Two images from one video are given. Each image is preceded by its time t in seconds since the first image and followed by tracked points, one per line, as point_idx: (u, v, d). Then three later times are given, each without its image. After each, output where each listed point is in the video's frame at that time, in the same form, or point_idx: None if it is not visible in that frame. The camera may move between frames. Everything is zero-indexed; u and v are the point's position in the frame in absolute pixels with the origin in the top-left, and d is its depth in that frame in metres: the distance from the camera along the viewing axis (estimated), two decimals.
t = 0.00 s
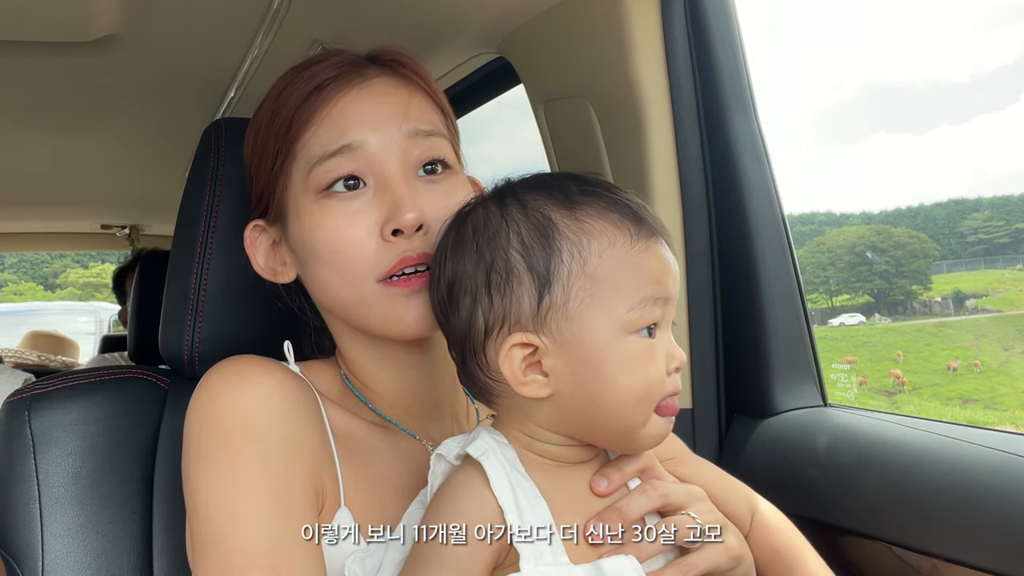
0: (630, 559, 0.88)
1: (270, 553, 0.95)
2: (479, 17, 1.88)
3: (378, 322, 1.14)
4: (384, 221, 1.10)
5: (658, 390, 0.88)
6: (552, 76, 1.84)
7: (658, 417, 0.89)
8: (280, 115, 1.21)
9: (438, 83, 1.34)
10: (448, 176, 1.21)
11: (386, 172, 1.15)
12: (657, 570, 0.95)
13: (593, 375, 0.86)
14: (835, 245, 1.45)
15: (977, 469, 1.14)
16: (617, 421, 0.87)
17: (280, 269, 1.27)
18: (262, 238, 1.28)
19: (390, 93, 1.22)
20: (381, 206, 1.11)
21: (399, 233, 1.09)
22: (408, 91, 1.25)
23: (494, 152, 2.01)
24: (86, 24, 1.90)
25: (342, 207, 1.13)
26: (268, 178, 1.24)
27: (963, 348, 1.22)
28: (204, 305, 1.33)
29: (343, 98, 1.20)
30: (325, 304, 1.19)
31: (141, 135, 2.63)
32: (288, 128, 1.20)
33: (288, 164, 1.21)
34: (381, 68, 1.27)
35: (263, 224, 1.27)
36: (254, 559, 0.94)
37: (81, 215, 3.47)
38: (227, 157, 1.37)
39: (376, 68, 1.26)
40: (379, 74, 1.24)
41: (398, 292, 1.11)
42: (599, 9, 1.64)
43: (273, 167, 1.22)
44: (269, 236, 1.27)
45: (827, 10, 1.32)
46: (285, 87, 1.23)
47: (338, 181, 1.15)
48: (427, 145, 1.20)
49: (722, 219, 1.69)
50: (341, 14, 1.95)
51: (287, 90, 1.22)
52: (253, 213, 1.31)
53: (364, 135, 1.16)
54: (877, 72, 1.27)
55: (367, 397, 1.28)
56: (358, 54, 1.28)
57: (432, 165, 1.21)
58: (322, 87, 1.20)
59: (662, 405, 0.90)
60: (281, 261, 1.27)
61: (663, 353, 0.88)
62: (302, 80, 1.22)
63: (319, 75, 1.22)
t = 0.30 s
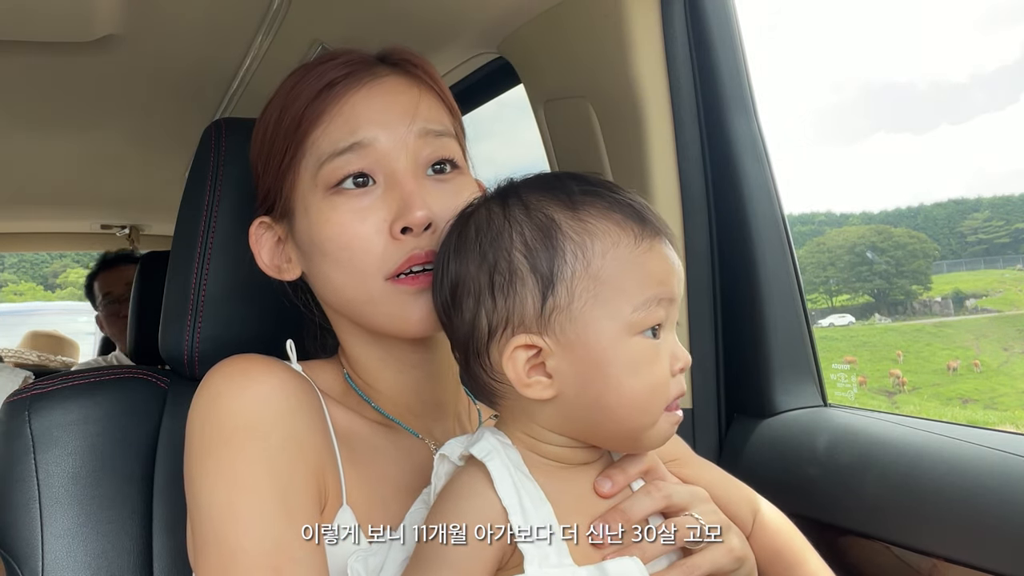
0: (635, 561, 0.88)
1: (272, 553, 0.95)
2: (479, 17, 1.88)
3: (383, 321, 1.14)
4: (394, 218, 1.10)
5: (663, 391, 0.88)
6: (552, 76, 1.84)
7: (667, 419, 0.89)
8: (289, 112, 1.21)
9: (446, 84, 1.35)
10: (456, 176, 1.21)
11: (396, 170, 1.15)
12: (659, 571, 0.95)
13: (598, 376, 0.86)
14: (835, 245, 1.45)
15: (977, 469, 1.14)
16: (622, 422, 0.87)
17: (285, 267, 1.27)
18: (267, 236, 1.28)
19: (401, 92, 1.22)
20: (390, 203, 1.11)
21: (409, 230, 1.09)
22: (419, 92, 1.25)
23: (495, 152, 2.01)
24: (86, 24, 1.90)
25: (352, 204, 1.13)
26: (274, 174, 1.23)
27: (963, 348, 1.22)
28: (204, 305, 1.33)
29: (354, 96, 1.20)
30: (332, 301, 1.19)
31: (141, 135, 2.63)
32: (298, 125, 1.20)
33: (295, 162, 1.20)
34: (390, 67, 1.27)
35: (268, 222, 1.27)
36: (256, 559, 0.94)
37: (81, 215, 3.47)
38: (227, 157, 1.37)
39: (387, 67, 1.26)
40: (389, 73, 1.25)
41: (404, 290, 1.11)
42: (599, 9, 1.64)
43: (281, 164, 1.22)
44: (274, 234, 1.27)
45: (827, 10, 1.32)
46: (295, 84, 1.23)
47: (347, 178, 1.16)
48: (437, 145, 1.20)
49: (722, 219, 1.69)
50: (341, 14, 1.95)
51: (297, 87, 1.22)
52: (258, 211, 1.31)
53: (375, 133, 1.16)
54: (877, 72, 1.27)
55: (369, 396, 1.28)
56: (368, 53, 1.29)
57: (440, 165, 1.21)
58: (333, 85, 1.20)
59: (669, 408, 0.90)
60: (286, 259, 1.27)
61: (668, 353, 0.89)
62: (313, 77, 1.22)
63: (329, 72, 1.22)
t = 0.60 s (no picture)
0: (636, 561, 0.88)
1: (272, 553, 0.95)
2: (478, 17, 1.87)
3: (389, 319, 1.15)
4: (399, 215, 1.10)
5: (668, 388, 0.88)
6: (552, 76, 1.84)
7: (674, 416, 0.90)
8: (293, 111, 1.21)
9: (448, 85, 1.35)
10: (458, 176, 1.22)
11: (401, 168, 1.15)
12: (660, 571, 0.95)
13: (604, 375, 0.87)
14: (835, 245, 1.45)
15: (977, 469, 1.14)
16: (627, 420, 0.88)
17: (287, 266, 1.27)
18: (269, 237, 1.28)
19: (405, 92, 1.23)
20: (395, 201, 1.11)
21: (414, 228, 1.10)
22: (422, 92, 1.25)
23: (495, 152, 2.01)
24: (86, 24, 1.90)
25: (356, 202, 1.13)
26: (277, 173, 1.23)
27: (963, 348, 1.23)
28: (204, 305, 1.33)
29: (359, 95, 1.20)
30: (336, 300, 1.19)
31: (141, 135, 2.63)
32: (302, 124, 1.19)
33: (300, 161, 1.20)
34: (393, 67, 1.27)
35: (271, 222, 1.27)
36: (256, 558, 0.94)
37: (80, 215, 3.47)
38: (228, 157, 1.37)
39: (391, 67, 1.26)
40: (393, 73, 1.25)
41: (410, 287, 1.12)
42: (599, 9, 1.64)
43: (285, 163, 1.22)
44: (277, 233, 1.27)
45: (827, 10, 1.32)
46: (298, 84, 1.23)
47: (351, 177, 1.16)
48: (440, 144, 1.21)
49: (722, 219, 1.69)
50: (341, 14, 1.95)
51: (301, 87, 1.22)
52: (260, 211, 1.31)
53: (380, 132, 1.16)
54: (877, 72, 1.27)
55: (370, 395, 1.28)
56: (371, 54, 1.29)
57: (443, 164, 1.21)
58: (337, 84, 1.20)
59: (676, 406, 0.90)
60: (288, 258, 1.27)
61: (672, 350, 0.89)
62: (317, 77, 1.22)
63: (333, 72, 1.22)
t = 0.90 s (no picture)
0: (634, 560, 0.88)
1: (272, 553, 0.95)
2: (478, 17, 1.87)
3: (392, 317, 1.15)
4: (399, 217, 1.11)
5: (664, 385, 0.88)
6: (552, 77, 1.84)
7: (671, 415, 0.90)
8: (293, 114, 1.21)
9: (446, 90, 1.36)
10: (458, 177, 1.22)
11: (402, 170, 1.15)
12: (659, 571, 0.95)
13: (599, 373, 0.87)
14: (835, 245, 1.45)
15: (977, 469, 1.14)
16: (624, 417, 0.88)
17: (285, 268, 1.27)
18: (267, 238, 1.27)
19: (405, 96, 1.23)
20: (396, 202, 1.12)
21: (414, 230, 1.10)
22: (421, 96, 1.26)
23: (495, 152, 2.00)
24: (86, 24, 1.89)
25: (358, 203, 1.13)
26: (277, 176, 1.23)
27: (963, 349, 1.23)
28: (204, 305, 1.33)
29: (359, 99, 1.20)
30: (336, 301, 1.19)
31: (141, 135, 2.63)
32: (302, 128, 1.19)
33: (300, 163, 1.20)
34: (391, 71, 1.27)
35: (269, 224, 1.27)
36: (256, 558, 0.94)
37: (80, 215, 3.47)
38: (227, 158, 1.37)
39: (390, 71, 1.27)
40: (392, 77, 1.26)
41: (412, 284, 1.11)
42: (599, 9, 1.64)
43: (285, 165, 1.21)
44: (275, 235, 1.27)
45: (828, 10, 1.32)
46: (297, 87, 1.23)
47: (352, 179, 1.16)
48: (439, 146, 1.21)
49: (722, 220, 1.69)
50: (341, 14, 1.95)
51: (300, 91, 1.22)
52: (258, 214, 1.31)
53: (380, 135, 1.17)
54: (877, 72, 1.27)
55: (369, 395, 1.28)
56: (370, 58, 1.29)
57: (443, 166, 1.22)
58: (337, 88, 1.21)
59: (674, 404, 0.90)
60: (287, 260, 1.27)
61: (667, 346, 0.89)
62: (316, 80, 1.22)
63: (333, 75, 1.22)
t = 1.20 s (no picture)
0: (635, 560, 0.88)
1: (271, 553, 0.95)
2: (478, 16, 1.87)
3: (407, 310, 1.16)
4: (415, 212, 1.12)
5: (661, 385, 0.88)
6: (552, 76, 1.84)
7: (669, 416, 0.90)
8: (302, 113, 1.20)
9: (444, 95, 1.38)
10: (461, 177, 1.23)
11: (414, 169, 1.16)
12: (659, 571, 0.95)
13: (597, 374, 0.87)
14: (834, 245, 1.45)
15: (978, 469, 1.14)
16: (621, 417, 0.88)
17: (288, 268, 1.27)
18: (268, 239, 1.27)
19: (411, 98, 1.25)
20: (410, 199, 1.13)
21: (430, 224, 1.12)
22: (425, 100, 1.28)
23: (495, 152, 2.00)
24: (86, 24, 1.90)
25: (372, 200, 1.14)
26: (282, 173, 1.22)
27: (963, 349, 1.23)
28: (204, 304, 1.33)
29: (369, 99, 1.21)
30: (343, 298, 1.19)
31: (141, 135, 2.63)
32: (312, 125, 1.19)
33: (310, 161, 1.20)
34: (395, 73, 1.29)
35: (270, 224, 1.26)
36: (255, 559, 0.94)
37: (81, 215, 3.47)
38: (226, 157, 1.37)
39: (393, 74, 1.28)
40: (397, 80, 1.27)
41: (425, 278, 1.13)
42: (599, 9, 1.64)
43: (290, 163, 1.21)
44: (276, 237, 1.26)
45: (828, 10, 1.32)
46: (303, 86, 1.22)
47: (367, 176, 1.16)
48: (445, 147, 1.22)
49: (721, 220, 1.69)
50: (341, 15, 1.95)
51: (306, 90, 1.22)
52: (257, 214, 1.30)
53: (392, 134, 1.18)
54: (877, 72, 1.27)
55: (368, 394, 1.28)
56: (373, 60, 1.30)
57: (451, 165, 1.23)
58: (346, 87, 1.21)
59: (672, 405, 0.90)
60: (288, 260, 1.27)
61: (664, 346, 0.89)
62: (324, 80, 1.22)
63: (338, 75, 1.22)
